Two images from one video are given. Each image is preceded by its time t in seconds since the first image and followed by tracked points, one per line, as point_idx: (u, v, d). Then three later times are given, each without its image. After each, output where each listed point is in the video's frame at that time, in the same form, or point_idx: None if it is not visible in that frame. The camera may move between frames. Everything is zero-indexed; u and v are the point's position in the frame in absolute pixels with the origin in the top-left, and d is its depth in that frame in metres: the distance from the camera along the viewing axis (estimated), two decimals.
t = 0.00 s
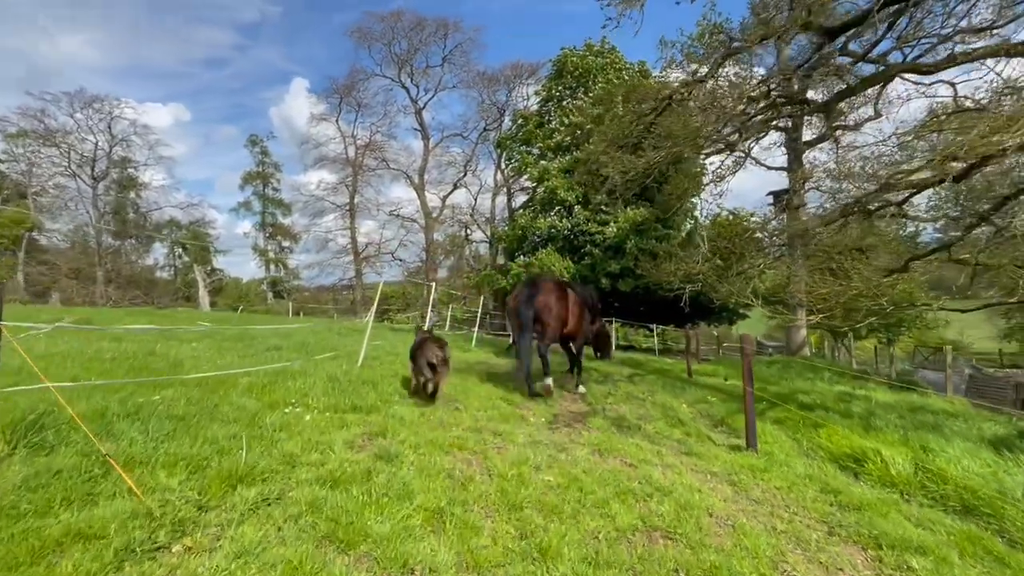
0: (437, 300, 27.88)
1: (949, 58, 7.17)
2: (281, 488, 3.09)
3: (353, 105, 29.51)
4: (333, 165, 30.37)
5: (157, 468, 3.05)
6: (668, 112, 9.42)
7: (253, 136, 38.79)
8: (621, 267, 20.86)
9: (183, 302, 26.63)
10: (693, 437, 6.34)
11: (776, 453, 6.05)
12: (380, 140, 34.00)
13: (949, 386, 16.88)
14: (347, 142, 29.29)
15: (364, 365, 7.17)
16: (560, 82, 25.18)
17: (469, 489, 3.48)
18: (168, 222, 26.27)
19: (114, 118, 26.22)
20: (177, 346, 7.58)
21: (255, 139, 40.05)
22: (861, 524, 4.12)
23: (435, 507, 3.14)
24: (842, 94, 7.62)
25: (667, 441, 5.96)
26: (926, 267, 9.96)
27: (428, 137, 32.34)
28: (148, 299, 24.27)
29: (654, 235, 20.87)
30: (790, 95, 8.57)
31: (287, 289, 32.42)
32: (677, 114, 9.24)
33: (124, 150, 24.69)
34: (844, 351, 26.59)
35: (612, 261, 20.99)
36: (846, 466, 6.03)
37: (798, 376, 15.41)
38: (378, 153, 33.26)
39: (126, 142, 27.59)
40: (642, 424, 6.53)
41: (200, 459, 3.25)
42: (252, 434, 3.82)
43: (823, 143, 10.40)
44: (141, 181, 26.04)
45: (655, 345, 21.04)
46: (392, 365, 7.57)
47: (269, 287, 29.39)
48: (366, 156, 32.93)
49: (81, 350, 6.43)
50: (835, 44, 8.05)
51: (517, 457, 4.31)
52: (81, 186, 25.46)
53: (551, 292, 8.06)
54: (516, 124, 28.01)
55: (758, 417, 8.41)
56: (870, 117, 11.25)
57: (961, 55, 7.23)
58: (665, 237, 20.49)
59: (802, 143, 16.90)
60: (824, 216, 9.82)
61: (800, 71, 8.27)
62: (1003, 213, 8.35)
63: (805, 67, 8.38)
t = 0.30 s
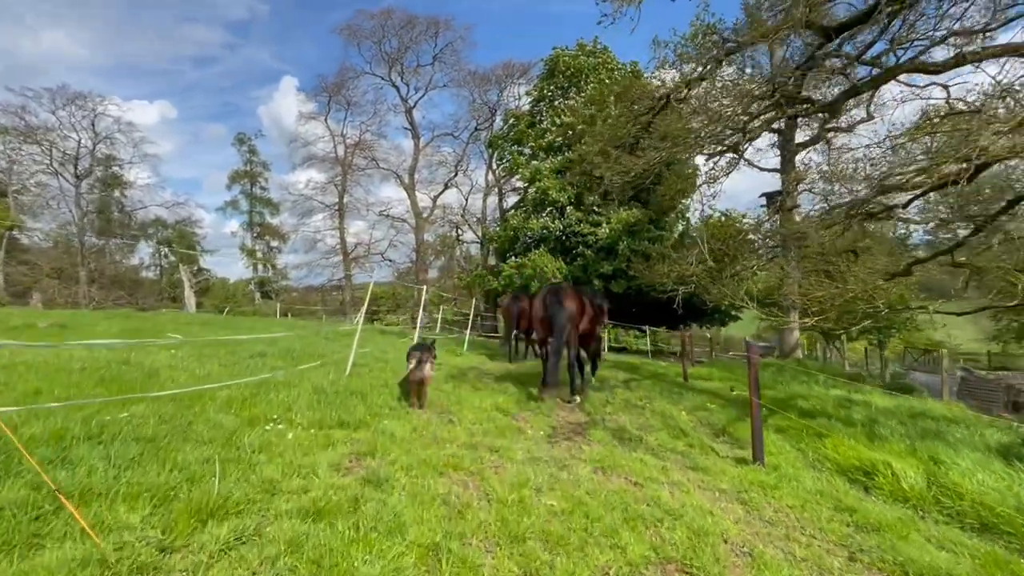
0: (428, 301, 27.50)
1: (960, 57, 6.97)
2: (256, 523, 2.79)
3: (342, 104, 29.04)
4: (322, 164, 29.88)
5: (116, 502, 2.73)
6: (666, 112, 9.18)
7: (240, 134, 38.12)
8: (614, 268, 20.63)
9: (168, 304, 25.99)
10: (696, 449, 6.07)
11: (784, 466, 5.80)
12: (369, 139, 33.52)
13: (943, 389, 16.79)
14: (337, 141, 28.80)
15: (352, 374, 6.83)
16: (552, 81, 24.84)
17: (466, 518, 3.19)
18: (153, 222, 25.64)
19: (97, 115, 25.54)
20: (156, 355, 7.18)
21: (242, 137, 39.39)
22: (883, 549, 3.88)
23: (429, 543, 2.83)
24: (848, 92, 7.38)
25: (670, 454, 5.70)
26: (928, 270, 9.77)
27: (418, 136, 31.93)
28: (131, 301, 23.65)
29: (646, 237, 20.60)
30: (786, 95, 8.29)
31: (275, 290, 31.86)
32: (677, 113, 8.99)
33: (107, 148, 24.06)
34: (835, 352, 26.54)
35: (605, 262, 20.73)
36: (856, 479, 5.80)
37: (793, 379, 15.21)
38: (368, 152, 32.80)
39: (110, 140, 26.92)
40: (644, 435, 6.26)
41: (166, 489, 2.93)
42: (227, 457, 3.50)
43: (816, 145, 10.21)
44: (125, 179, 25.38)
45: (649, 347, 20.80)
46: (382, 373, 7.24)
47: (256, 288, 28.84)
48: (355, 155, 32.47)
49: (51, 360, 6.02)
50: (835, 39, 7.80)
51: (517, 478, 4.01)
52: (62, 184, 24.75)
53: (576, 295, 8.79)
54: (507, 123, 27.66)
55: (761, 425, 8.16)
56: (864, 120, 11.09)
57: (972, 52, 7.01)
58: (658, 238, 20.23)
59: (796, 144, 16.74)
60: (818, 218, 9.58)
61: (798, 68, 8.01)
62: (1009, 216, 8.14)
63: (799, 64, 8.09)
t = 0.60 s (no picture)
0: (418, 301, 27.05)
1: (976, 48, 6.74)
2: (234, 551, 2.43)
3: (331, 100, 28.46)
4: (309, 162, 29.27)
5: (69, 529, 2.35)
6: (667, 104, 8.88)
7: (226, 132, 37.40)
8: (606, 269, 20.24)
9: (152, 304, 25.25)
10: (706, 456, 5.77)
11: (800, 473, 5.51)
12: (358, 137, 32.96)
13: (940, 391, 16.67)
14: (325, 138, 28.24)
15: (342, 376, 6.43)
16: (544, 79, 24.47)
17: (473, 540, 2.85)
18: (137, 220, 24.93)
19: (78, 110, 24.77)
20: (130, 357, 6.69)
21: (228, 135, 38.61)
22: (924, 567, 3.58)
23: (434, 571, 2.49)
24: (861, 84, 7.14)
25: (679, 460, 5.39)
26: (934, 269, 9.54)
27: (408, 135, 31.46)
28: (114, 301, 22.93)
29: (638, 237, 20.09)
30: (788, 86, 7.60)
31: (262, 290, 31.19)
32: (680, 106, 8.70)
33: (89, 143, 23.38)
34: (827, 353, 26.48)
35: (598, 262, 20.37)
36: (874, 486, 5.53)
37: (790, 381, 14.98)
38: (357, 150, 32.27)
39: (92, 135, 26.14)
40: (651, 441, 5.93)
41: (130, 511, 2.55)
42: (199, 471, 3.11)
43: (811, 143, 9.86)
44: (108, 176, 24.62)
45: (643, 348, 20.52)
46: (374, 375, 6.85)
47: (243, 287, 28.21)
48: (344, 153, 31.92)
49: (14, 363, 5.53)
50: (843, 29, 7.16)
51: (525, 491, 3.66)
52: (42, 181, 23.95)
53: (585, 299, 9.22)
54: (498, 122, 27.28)
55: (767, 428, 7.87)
56: (862, 118, 10.88)
57: (988, 44, 6.79)
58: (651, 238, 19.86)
59: (792, 144, 16.54)
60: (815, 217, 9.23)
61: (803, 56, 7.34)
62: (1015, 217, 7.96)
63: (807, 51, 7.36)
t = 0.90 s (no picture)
0: (407, 305, 26.60)
1: (988, 51, 6.55)
2: None
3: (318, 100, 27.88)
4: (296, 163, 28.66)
5: None
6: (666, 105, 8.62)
7: (211, 132, 36.69)
8: (597, 272, 19.90)
9: (133, 307, 24.51)
10: (714, 475, 5.49)
11: (813, 493, 5.26)
12: (346, 138, 32.40)
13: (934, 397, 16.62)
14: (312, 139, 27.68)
15: (328, 391, 6.04)
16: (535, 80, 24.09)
17: None
18: (119, 221, 24.21)
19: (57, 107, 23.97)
20: (99, 372, 6.23)
21: (212, 134, 37.78)
22: None
23: None
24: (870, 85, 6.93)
25: (687, 480, 5.11)
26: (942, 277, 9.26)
27: (397, 136, 31.01)
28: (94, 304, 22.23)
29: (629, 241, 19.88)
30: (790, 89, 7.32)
31: (248, 292, 30.49)
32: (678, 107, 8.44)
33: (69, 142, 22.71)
34: (817, 357, 26.44)
35: (590, 266, 20.01)
36: (889, 507, 5.30)
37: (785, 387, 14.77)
38: (345, 151, 31.73)
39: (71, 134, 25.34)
40: (655, 459, 5.63)
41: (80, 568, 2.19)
42: (163, 513, 2.75)
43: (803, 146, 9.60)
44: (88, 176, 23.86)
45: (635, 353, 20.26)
46: (362, 389, 6.48)
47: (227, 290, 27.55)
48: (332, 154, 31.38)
49: None
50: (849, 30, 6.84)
51: (531, 527, 3.35)
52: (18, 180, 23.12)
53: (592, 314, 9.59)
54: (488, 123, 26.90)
55: (770, 440, 7.62)
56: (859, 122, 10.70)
57: (1001, 47, 6.60)
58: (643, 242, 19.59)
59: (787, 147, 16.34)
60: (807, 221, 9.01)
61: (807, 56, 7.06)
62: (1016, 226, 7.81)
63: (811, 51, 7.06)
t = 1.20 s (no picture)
0: (394, 308, 26.13)
1: (1000, 43, 6.30)
2: None
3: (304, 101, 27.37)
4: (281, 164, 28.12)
5: None
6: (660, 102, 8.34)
7: (195, 132, 35.96)
8: (588, 275, 19.51)
9: (114, 312, 23.80)
10: (719, 488, 5.16)
11: (825, 507, 4.95)
12: (333, 139, 31.88)
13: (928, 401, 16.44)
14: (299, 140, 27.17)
15: (306, 400, 5.62)
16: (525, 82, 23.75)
17: None
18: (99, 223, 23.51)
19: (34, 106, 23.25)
20: (55, 382, 5.73)
21: (196, 135, 37.06)
22: None
23: None
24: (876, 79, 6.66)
25: (692, 495, 4.77)
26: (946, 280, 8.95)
27: (385, 137, 30.55)
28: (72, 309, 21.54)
29: (620, 243, 19.53)
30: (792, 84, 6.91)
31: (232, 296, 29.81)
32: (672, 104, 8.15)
33: (47, 141, 22.07)
34: (808, 361, 26.37)
35: (580, 269, 19.59)
36: (905, 522, 5.00)
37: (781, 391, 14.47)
38: (332, 153, 31.22)
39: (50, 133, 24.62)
40: (658, 472, 5.27)
41: None
42: (98, 551, 2.37)
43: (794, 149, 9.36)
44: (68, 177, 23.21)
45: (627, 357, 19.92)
46: (344, 397, 6.07)
47: (210, 293, 26.89)
48: (319, 155, 30.85)
49: None
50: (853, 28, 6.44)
51: (527, 557, 2.98)
52: None
53: (590, 320, 9.79)
54: (478, 124, 26.50)
55: (772, 449, 7.31)
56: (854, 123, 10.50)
57: (1012, 39, 6.36)
58: (633, 244, 19.28)
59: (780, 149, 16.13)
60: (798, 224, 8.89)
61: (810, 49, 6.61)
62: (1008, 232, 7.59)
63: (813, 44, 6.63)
